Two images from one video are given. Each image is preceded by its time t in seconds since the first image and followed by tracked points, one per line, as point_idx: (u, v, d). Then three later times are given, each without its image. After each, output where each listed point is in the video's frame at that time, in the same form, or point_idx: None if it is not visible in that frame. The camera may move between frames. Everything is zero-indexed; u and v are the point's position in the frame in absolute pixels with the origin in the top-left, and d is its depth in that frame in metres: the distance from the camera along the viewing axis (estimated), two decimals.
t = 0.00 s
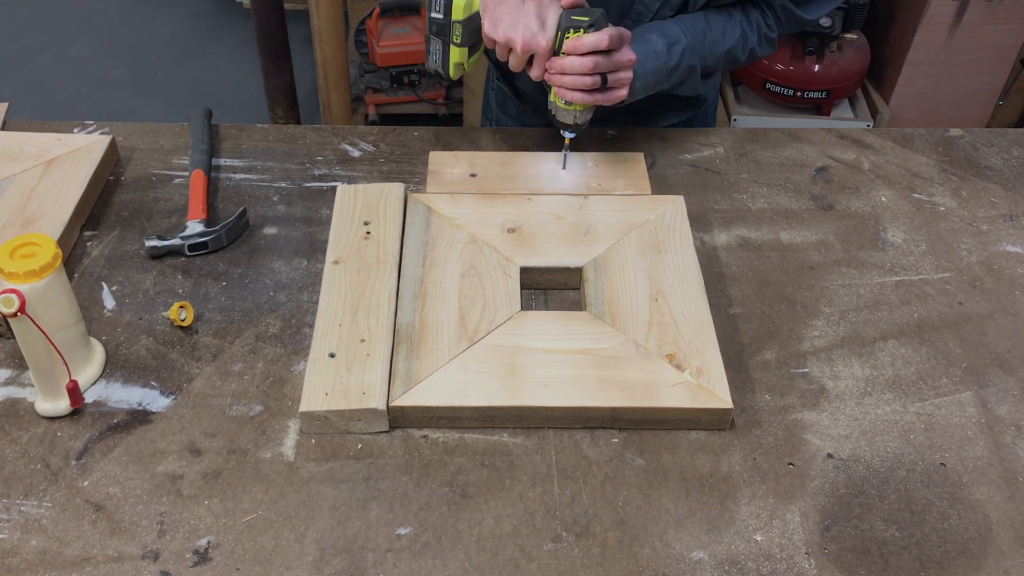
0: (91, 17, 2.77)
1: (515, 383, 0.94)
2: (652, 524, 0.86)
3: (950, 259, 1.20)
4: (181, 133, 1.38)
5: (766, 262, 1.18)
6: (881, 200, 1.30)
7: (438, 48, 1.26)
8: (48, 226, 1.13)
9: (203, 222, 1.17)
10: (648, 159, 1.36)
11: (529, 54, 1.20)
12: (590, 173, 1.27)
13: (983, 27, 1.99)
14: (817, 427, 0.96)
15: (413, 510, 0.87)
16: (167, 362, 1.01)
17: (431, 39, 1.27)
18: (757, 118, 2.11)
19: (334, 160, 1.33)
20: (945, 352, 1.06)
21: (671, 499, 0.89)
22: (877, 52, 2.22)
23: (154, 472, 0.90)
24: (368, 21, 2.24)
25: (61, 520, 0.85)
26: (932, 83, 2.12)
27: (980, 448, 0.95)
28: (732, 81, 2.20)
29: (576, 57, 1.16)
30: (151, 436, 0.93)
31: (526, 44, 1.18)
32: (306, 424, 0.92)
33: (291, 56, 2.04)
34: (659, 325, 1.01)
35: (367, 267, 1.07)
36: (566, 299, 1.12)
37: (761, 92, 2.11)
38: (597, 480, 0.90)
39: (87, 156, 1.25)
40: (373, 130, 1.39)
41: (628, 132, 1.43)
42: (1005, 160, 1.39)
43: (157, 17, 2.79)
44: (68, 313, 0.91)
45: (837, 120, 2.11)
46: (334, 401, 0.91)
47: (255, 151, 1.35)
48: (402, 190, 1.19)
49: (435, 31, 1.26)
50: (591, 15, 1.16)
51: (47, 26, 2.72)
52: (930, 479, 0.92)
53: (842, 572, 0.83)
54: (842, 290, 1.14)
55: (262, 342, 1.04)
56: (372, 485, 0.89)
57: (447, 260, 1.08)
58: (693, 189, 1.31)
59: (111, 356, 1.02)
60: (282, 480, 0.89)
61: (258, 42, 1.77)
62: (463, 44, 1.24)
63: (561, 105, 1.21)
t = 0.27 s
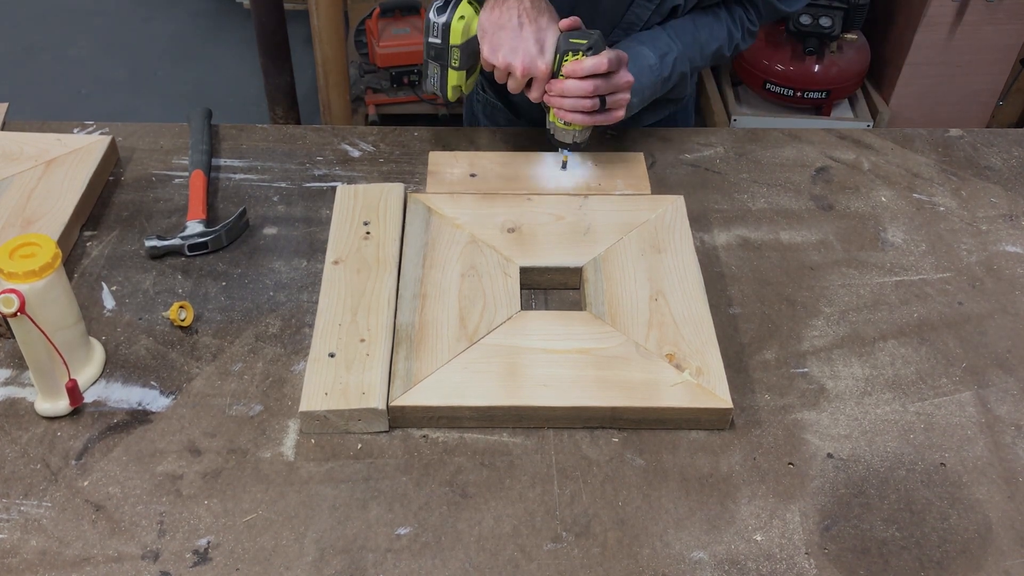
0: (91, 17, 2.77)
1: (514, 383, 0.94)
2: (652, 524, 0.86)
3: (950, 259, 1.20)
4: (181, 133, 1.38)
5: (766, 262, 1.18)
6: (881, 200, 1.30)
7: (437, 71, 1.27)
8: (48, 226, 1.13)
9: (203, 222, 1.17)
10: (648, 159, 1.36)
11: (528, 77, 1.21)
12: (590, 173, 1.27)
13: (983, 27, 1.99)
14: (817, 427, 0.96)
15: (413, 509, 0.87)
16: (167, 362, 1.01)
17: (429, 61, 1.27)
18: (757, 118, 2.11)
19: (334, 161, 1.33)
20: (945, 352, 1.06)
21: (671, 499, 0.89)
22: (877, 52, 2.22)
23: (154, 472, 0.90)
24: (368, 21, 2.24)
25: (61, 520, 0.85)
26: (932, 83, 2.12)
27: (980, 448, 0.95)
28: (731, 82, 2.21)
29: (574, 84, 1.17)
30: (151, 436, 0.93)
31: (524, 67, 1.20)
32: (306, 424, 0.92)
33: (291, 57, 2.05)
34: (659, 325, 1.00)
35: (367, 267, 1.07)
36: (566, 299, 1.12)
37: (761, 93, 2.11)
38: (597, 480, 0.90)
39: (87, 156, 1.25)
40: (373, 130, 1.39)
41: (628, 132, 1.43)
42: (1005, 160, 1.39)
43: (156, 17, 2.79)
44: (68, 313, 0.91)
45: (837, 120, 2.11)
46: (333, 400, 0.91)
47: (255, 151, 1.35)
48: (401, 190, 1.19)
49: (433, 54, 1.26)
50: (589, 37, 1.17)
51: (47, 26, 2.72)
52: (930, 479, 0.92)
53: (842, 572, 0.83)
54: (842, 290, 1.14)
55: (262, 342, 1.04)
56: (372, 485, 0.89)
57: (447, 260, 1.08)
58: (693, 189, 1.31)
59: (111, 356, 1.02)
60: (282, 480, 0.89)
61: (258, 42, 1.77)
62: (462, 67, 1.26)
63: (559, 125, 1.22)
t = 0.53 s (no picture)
0: (91, 18, 2.77)
1: (515, 381, 0.94)
2: (652, 522, 0.86)
3: (950, 259, 1.20)
4: (181, 133, 1.38)
5: (766, 261, 1.18)
6: (880, 199, 1.30)
7: None
8: (49, 226, 1.13)
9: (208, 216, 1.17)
10: (648, 159, 1.36)
11: None
12: (590, 172, 1.27)
13: (983, 27, 2.00)
14: (818, 426, 0.96)
15: (413, 508, 0.87)
16: (167, 362, 1.01)
17: None
18: (758, 118, 2.11)
19: (334, 160, 1.33)
20: (945, 351, 1.06)
21: (672, 496, 0.89)
22: (877, 52, 2.22)
23: (154, 471, 0.90)
24: (368, 22, 2.24)
25: (61, 520, 0.85)
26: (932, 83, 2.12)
27: (980, 447, 0.95)
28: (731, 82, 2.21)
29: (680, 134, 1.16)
30: (151, 435, 0.93)
31: None
32: (306, 423, 0.92)
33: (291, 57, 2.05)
34: (659, 323, 1.00)
35: (367, 266, 1.07)
36: (565, 298, 1.12)
37: (761, 93, 2.11)
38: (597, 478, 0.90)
39: (87, 156, 1.25)
40: (373, 130, 1.40)
41: (628, 132, 1.43)
42: (1005, 160, 1.39)
43: (157, 17, 2.79)
44: (68, 312, 0.91)
45: (838, 120, 2.11)
46: (333, 399, 0.91)
47: (255, 151, 1.35)
48: (401, 189, 1.19)
49: None
50: None
51: (47, 26, 2.72)
52: (930, 477, 0.92)
53: (843, 570, 0.83)
54: (842, 289, 1.14)
55: (262, 342, 1.04)
56: (372, 483, 0.89)
57: (447, 259, 1.08)
58: (693, 188, 1.31)
59: (111, 355, 1.02)
60: (282, 479, 0.89)
61: (258, 42, 1.77)
62: None
63: None
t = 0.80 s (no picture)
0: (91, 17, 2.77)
1: (515, 381, 0.94)
2: (652, 522, 0.86)
3: (950, 259, 1.20)
4: (181, 133, 1.38)
5: (766, 261, 1.18)
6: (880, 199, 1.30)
7: None
8: (49, 226, 1.13)
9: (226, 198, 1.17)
10: (648, 159, 1.36)
11: None
12: (590, 172, 1.27)
13: (983, 27, 2.00)
14: (818, 426, 0.96)
15: (413, 508, 0.87)
16: (167, 362, 1.01)
17: None
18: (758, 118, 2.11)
19: (335, 160, 1.33)
20: (945, 351, 1.06)
21: (672, 495, 0.89)
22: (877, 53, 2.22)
23: (155, 471, 0.90)
24: (368, 21, 2.23)
25: (61, 520, 0.85)
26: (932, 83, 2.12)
27: (980, 447, 0.95)
28: (731, 82, 2.21)
29: (715, 202, 1.11)
30: (151, 435, 0.93)
31: None
32: (306, 423, 0.92)
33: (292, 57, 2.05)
34: (659, 322, 1.01)
35: (367, 266, 1.07)
36: (566, 298, 1.12)
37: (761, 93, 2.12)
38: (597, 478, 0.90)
39: (87, 156, 1.25)
40: (373, 131, 1.40)
41: (628, 132, 1.43)
42: (1005, 160, 1.39)
43: (157, 17, 2.79)
44: (68, 312, 0.91)
45: (838, 120, 2.11)
46: (333, 399, 0.91)
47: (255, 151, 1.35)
48: (401, 190, 1.19)
49: None
50: None
51: (47, 26, 2.72)
52: (930, 477, 0.92)
53: (843, 570, 0.83)
54: (842, 290, 1.14)
55: (262, 342, 1.04)
56: (372, 483, 0.89)
57: (447, 260, 1.09)
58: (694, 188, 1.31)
59: (111, 355, 1.02)
60: (282, 479, 0.89)
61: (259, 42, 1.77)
62: None
63: None
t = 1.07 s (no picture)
0: (91, 17, 2.77)
1: (514, 381, 0.94)
2: (652, 522, 0.86)
3: (950, 259, 1.20)
4: (181, 133, 1.38)
5: (766, 261, 1.18)
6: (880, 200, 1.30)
7: None
8: (48, 226, 1.13)
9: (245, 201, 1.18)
10: (648, 159, 1.36)
11: None
12: (590, 172, 1.27)
13: (983, 27, 1.99)
14: (818, 426, 0.96)
15: (413, 508, 0.87)
16: (167, 362, 1.01)
17: None
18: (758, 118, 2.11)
19: (335, 161, 1.33)
20: (945, 351, 1.06)
21: (672, 495, 0.89)
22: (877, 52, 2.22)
23: (155, 471, 0.90)
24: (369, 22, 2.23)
25: (61, 520, 0.85)
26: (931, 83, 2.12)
27: (980, 447, 0.95)
28: (731, 82, 2.22)
29: (711, 202, 1.10)
30: (151, 435, 0.93)
31: None
32: (306, 423, 0.92)
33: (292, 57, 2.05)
34: (659, 322, 1.01)
35: (367, 266, 1.07)
36: (566, 298, 1.12)
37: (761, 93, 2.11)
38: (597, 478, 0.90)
39: (87, 156, 1.25)
40: (373, 131, 1.40)
41: (628, 132, 1.43)
42: (1005, 160, 1.39)
43: (157, 17, 2.79)
44: (68, 312, 0.91)
45: (838, 120, 2.11)
46: (334, 399, 0.91)
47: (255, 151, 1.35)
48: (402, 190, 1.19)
49: None
50: None
51: (47, 26, 2.72)
52: (930, 477, 0.92)
53: (843, 570, 0.83)
54: (842, 290, 1.14)
55: (262, 342, 1.04)
56: (372, 483, 0.89)
57: (447, 260, 1.09)
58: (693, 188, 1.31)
59: (111, 355, 1.02)
60: (282, 479, 0.89)
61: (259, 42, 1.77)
62: None
63: None
